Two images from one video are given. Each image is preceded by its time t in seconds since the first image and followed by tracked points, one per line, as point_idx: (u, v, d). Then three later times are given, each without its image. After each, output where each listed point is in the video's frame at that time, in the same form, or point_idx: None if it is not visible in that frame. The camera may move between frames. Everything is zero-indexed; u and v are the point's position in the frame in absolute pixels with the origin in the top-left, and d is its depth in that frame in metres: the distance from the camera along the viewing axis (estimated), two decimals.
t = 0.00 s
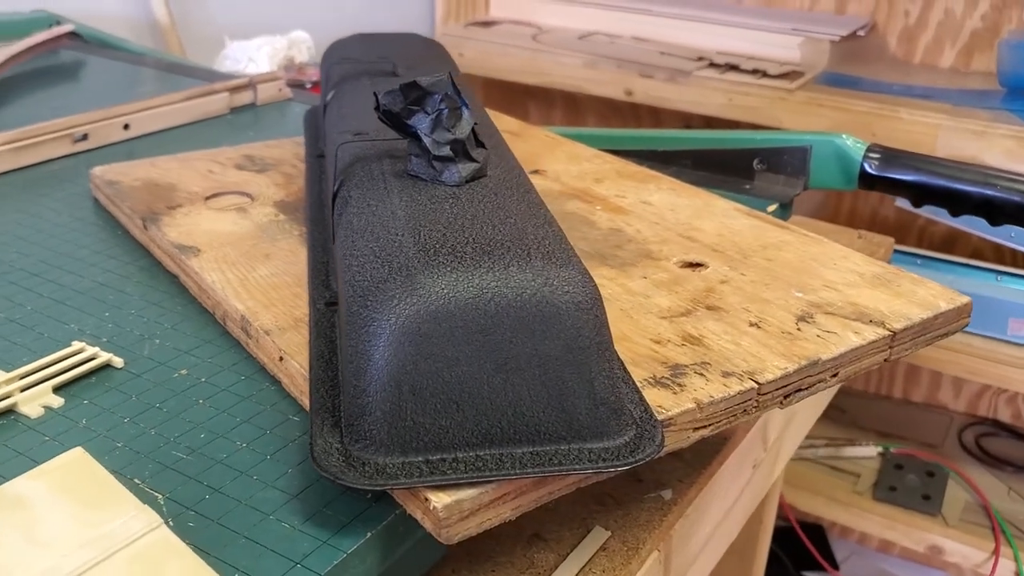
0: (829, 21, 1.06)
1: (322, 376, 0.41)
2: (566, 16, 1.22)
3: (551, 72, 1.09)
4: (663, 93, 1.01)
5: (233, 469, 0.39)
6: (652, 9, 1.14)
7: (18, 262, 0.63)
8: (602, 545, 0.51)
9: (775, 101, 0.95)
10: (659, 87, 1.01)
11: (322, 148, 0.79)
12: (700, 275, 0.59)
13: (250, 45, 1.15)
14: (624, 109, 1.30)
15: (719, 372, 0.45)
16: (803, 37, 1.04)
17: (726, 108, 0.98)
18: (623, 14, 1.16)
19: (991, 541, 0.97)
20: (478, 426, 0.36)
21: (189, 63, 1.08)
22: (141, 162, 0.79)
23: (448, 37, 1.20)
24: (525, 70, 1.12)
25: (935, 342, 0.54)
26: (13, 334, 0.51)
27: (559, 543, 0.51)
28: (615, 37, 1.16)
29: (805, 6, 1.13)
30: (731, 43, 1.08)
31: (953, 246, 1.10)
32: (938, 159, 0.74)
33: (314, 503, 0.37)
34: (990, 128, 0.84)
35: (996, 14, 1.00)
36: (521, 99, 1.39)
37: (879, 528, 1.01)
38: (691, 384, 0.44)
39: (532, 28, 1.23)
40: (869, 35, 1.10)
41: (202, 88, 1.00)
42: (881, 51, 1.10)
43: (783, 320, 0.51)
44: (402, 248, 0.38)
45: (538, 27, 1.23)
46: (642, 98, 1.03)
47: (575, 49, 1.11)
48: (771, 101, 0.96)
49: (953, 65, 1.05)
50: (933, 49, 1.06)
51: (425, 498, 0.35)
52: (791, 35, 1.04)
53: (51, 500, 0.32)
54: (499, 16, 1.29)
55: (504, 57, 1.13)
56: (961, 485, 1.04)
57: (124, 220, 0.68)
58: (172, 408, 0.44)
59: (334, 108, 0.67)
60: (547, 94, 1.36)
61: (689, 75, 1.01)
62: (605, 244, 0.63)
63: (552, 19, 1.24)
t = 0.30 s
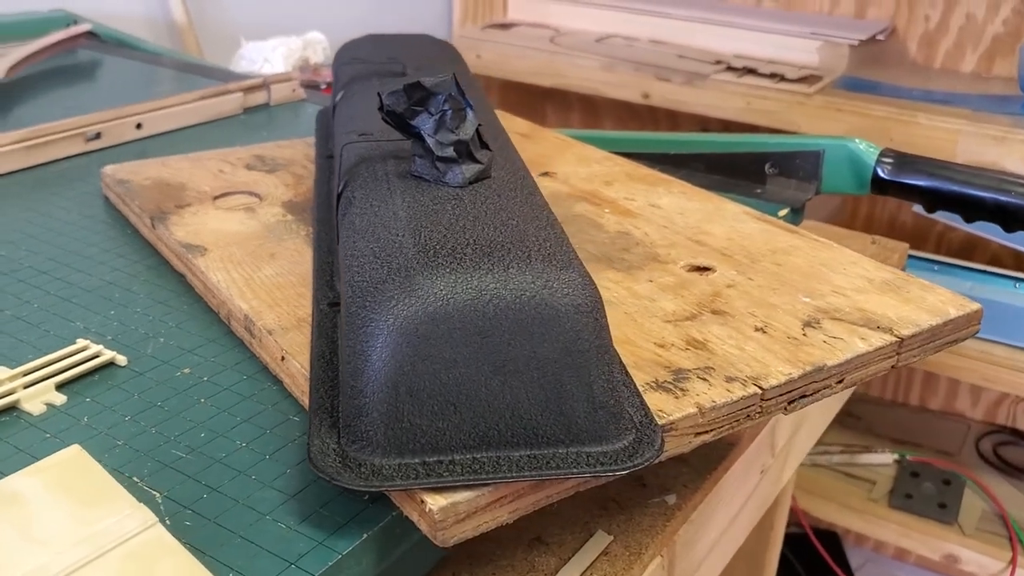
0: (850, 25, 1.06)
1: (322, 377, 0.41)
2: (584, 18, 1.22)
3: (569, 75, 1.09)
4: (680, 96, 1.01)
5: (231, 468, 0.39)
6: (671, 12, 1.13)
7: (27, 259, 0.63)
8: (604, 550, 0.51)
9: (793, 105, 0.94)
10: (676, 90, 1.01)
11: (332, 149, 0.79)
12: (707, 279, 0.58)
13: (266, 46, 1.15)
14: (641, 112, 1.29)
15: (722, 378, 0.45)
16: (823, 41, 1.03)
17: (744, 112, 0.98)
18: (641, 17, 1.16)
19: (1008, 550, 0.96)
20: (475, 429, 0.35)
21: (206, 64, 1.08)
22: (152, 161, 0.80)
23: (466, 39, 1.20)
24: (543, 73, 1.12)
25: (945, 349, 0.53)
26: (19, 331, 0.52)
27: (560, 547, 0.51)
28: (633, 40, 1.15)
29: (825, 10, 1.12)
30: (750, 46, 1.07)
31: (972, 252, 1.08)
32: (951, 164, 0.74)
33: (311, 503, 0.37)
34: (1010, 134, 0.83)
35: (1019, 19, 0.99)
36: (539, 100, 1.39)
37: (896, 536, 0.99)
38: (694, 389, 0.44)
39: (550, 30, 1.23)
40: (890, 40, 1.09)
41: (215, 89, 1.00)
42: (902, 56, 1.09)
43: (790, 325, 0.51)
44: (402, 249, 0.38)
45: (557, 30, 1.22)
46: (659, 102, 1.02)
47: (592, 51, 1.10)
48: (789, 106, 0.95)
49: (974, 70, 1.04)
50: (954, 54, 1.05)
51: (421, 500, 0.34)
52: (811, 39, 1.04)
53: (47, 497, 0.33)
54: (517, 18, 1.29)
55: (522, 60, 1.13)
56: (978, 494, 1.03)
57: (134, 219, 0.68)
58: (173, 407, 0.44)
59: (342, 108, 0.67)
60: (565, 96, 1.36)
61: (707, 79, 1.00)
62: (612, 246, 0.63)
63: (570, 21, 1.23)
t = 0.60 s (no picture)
0: (868, 28, 1.05)
1: (319, 375, 0.41)
2: (599, 21, 1.20)
3: (585, 76, 1.09)
4: (695, 98, 1.01)
5: (227, 465, 0.40)
6: (687, 14, 1.12)
7: (34, 255, 0.64)
8: (603, 552, 0.51)
9: (810, 108, 0.94)
10: (691, 92, 1.00)
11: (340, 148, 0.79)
12: (711, 280, 0.58)
13: (279, 46, 1.15)
14: (658, 115, 1.29)
15: (722, 380, 0.44)
16: (839, 44, 1.02)
17: (758, 114, 0.97)
18: (657, 20, 1.15)
19: None
20: (469, 428, 0.35)
21: (221, 64, 1.09)
22: (161, 159, 0.80)
23: (481, 41, 1.19)
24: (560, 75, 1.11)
25: (950, 354, 0.53)
26: (23, 326, 0.52)
27: (560, 548, 0.51)
28: (648, 42, 1.15)
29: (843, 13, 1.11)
30: (766, 48, 1.07)
31: (990, 258, 1.06)
32: (962, 167, 0.73)
33: (305, 501, 0.37)
34: None
35: None
36: (555, 102, 1.39)
37: (911, 544, 0.98)
38: (693, 390, 0.43)
39: (566, 32, 1.22)
40: (908, 43, 1.08)
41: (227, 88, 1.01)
42: (920, 59, 1.08)
43: (792, 328, 0.50)
44: (398, 248, 0.38)
45: (572, 31, 1.22)
46: (674, 104, 1.02)
47: (607, 53, 1.10)
48: (806, 109, 0.94)
49: (994, 73, 1.03)
50: (974, 58, 1.04)
51: (414, 499, 0.34)
52: (828, 41, 1.03)
53: (41, 490, 0.33)
54: (533, 19, 1.28)
55: (537, 61, 1.13)
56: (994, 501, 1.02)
57: (141, 216, 0.68)
58: (172, 403, 0.44)
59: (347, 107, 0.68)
60: (580, 98, 1.36)
61: (722, 81, 1.00)
62: (616, 247, 0.63)
63: (585, 23, 1.23)
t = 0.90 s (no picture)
0: (887, 31, 1.04)
1: (319, 375, 0.41)
2: (616, 24, 1.20)
3: (600, 78, 1.09)
4: (711, 101, 1.00)
5: (227, 463, 0.40)
6: (707, 17, 1.12)
7: (44, 254, 0.64)
8: (604, 555, 0.50)
9: (827, 112, 0.93)
10: (708, 95, 1.00)
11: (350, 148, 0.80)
12: (717, 283, 0.57)
13: (294, 47, 1.15)
14: (674, 117, 1.28)
15: (724, 383, 0.44)
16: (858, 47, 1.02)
17: (775, 117, 0.97)
18: (676, 22, 1.15)
19: None
20: (467, 428, 0.35)
21: (239, 66, 1.09)
22: (173, 159, 0.81)
23: (498, 43, 1.19)
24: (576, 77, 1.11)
25: (958, 360, 0.52)
26: (31, 324, 0.53)
27: (561, 551, 0.51)
28: (665, 45, 1.15)
29: (862, 16, 1.11)
30: (784, 51, 1.06)
31: (1010, 264, 1.05)
32: (975, 171, 0.72)
33: (304, 500, 0.37)
34: None
35: None
36: (572, 104, 1.39)
37: (925, 551, 0.98)
38: (694, 394, 0.43)
39: (583, 34, 1.22)
40: (929, 46, 1.07)
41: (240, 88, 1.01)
42: (940, 63, 1.07)
43: (797, 331, 0.50)
44: (398, 249, 0.38)
45: (590, 34, 1.21)
46: (690, 106, 1.02)
47: (624, 55, 1.10)
48: (823, 112, 0.94)
49: (1015, 77, 1.02)
50: (996, 62, 1.03)
51: (410, 499, 0.34)
52: (846, 44, 1.02)
53: (41, 487, 0.33)
54: (551, 22, 1.28)
55: (552, 63, 1.13)
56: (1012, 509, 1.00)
57: (150, 215, 0.69)
58: (176, 401, 0.45)
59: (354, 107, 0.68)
60: (597, 100, 1.36)
61: (739, 84, 0.99)
62: (623, 249, 0.62)
63: (601, 25, 1.22)
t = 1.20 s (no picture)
0: (903, 33, 1.03)
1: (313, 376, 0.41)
2: (630, 25, 1.19)
3: (613, 80, 1.08)
4: (725, 102, 1.00)
5: (221, 464, 0.40)
6: (722, 18, 1.12)
7: (48, 253, 0.65)
8: (602, 559, 0.50)
9: (841, 113, 0.92)
10: (722, 96, 1.00)
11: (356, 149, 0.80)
12: (719, 285, 0.57)
13: (305, 49, 1.14)
14: (689, 119, 1.28)
15: (722, 387, 0.44)
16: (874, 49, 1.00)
17: (790, 119, 0.96)
18: (691, 22, 1.14)
19: None
20: (458, 430, 0.35)
21: (251, 67, 1.09)
22: (179, 160, 0.81)
23: (512, 44, 1.19)
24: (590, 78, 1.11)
25: (963, 364, 0.51)
26: (32, 323, 0.53)
27: (558, 553, 0.50)
28: (679, 46, 1.14)
29: (879, 17, 1.10)
30: (799, 53, 1.05)
31: None
32: (983, 173, 0.72)
33: (296, 501, 0.37)
34: None
35: None
36: (587, 106, 1.39)
37: (942, 557, 0.96)
38: (691, 397, 0.43)
39: (597, 35, 1.21)
40: (947, 47, 1.06)
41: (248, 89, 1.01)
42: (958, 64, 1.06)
43: (799, 334, 0.50)
44: (390, 250, 0.38)
45: (605, 35, 1.20)
46: (704, 108, 1.01)
47: (637, 56, 1.09)
48: (838, 115, 0.93)
49: None
50: (1015, 63, 1.02)
51: (400, 501, 0.34)
52: (862, 46, 1.01)
53: (32, 485, 0.33)
54: (565, 23, 1.27)
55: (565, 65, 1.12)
56: None
57: (155, 215, 0.69)
58: (172, 401, 0.45)
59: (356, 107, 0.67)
60: (612, 101, 1.35)
61: (754, 86, 0.99)
62: (625, 251, 0.62)
63: (615, 26, 1.22)
